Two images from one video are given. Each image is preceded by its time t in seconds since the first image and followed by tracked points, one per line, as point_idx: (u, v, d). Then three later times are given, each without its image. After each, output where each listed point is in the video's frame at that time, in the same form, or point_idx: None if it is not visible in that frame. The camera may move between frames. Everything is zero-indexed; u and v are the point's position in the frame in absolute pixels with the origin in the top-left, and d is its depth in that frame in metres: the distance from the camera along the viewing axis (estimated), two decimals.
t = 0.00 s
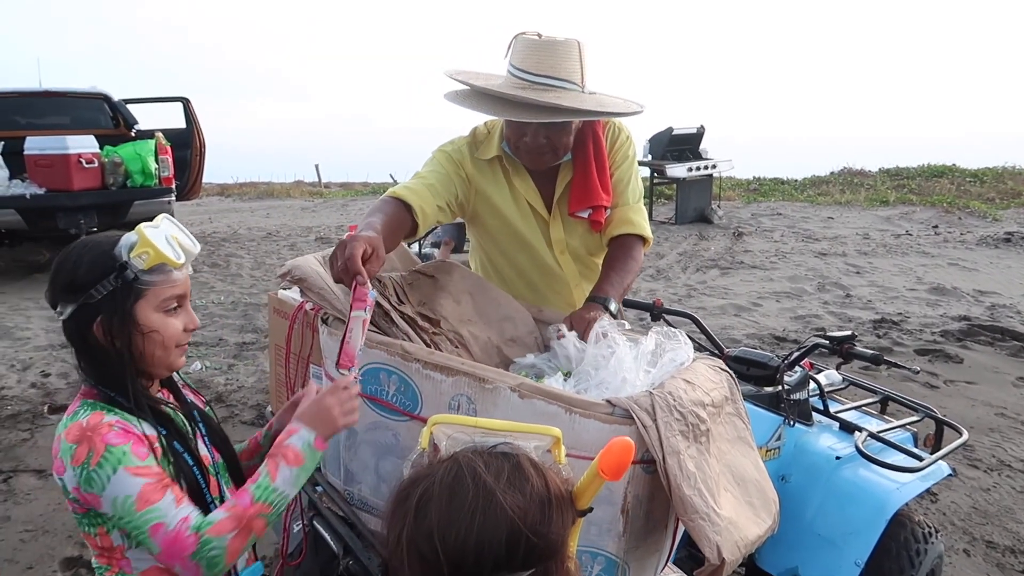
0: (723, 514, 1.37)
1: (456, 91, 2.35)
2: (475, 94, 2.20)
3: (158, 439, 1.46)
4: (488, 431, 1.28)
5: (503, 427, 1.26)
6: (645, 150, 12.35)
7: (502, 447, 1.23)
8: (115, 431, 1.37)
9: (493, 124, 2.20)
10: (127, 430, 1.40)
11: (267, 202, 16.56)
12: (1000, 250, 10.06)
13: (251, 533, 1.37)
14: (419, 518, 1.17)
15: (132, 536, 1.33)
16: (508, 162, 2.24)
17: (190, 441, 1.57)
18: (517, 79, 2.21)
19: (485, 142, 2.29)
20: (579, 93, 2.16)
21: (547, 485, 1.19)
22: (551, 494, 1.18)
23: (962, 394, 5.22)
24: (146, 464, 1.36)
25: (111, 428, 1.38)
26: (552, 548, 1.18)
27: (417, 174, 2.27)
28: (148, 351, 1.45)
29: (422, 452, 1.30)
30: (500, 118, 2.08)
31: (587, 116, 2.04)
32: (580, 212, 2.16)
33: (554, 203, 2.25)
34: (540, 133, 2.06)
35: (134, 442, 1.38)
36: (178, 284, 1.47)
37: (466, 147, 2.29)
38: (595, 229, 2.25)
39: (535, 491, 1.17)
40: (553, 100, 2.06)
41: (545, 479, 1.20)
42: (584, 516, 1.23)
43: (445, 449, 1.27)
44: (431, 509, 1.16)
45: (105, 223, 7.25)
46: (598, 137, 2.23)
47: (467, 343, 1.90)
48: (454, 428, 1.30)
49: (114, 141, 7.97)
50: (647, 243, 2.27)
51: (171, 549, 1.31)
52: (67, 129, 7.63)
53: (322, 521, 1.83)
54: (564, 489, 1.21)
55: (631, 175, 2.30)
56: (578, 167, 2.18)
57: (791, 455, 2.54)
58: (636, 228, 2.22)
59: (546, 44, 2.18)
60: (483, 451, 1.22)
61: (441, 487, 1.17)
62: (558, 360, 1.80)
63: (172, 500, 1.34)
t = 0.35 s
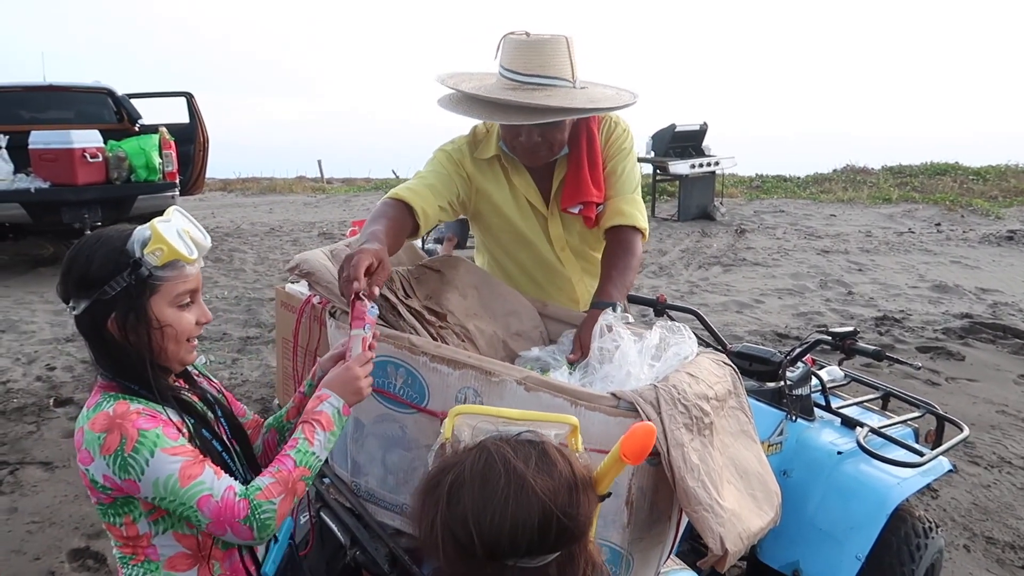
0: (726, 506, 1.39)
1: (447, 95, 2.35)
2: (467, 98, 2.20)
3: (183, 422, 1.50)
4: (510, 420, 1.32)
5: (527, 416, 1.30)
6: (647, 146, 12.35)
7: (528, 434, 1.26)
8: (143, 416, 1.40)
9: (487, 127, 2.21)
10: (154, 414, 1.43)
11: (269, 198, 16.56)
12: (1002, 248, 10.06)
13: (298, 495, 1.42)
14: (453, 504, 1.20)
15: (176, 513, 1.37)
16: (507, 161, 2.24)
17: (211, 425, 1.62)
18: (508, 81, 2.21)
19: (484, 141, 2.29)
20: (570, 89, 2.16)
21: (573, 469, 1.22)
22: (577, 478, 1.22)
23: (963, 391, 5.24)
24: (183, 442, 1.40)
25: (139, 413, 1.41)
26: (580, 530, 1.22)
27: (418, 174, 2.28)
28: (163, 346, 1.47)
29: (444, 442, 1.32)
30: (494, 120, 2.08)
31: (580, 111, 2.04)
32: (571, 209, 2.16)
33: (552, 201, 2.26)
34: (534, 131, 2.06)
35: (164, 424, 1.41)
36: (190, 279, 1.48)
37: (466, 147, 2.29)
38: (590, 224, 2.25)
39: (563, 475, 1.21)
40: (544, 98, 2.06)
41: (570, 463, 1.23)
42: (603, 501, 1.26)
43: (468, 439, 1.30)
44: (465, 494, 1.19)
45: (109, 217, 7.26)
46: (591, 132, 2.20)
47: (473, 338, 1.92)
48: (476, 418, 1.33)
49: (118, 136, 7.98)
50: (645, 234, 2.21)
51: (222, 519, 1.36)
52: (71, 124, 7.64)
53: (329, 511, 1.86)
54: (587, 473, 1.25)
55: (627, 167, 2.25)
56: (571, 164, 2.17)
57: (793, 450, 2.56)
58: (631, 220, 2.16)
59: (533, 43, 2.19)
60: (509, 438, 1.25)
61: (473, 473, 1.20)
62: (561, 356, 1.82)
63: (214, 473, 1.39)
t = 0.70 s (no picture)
0: (735, 517, 1.40)
1: (452, 101, 2.39)
2: (466, 108, 2.24)
3: (113, 463, 1.48)
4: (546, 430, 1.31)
5: (567, 428, 1.29)
6: (655, 157, 12.37)
7: (565, 445, 1.27)
8: (58, 455, 1.40)
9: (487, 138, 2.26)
10: (75, 453, 1.42)
11: (278, 207, 16.65)
12: (1011, 260, 10.03)
13: None
14: (487, 511, 1.22)
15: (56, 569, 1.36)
16: (508, 170, 2.28)
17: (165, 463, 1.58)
18: (510, 91, 2.25)
19: (487, 150, 2.33)
20: (570, 106, 2.18)
21: (607, 484, 1.23)
22: (611, 493, 1.23)
23: (972, 404, 5.22)
24: (85, 495, 1.39)
25: (57, 450, 1.41)
26: (610, 543, 1.23)
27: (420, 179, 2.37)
28: (116, 378, 1.46)
29: (481, 448, 1.33)
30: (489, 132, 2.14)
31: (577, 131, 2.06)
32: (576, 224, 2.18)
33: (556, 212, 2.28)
34: (530, 145, 2.10)
35: (76, 470, 1.40)
36: (162, 317, 1.45)
37: (469, 155, 2.34)
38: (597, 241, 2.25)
39: (597, 490, 1.21)
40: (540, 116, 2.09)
41: (605, 478, 1.24)
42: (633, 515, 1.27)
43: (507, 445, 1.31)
44: (498, 503, 1.21)
45: (120, 227, 7.32)
46: (600, 151, 2.23)
47: (483, 348, 1.93)
48: (511, 427, 1.33)
49: (129, 146, 8.05)
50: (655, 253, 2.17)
51: None
52: (83, 134, 7.72)
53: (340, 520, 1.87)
54: (620, 487, 1.25)
55: (641, 186, 2.23)
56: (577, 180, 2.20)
57: (801, 462, 2.56)
58: (639, 237, 2.13)
59: (539, 57, 2.20)
60: (545, 448, 1.26)
61: (507, 484, 1.21)
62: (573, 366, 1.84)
63: (99, 538, 1.36)
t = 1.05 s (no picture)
0: (763, 551, 1.38)
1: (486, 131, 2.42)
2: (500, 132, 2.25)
3: (26, 505, 1.48)
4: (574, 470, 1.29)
5: (593, 468, 1.27)
6: (681, 177, 12.35)
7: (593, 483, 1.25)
8: None
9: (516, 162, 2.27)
10: None
11: (306, 227, 16.88)
12: None
13: None
14: (518, 550, 1.19)
15: None
16: (534, 191, 2.29)
17: (88, 517, 1.52)
18: (541, 115, 2.24)
19: (514, 170, 2.34)
20: (606, 118, 2.20)
21: (639, 522, 1.21)
22: (643, 531, 1.21)
23: (1009, 429, 5.10)
24: None
25: None
26: None
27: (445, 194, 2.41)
28: (53, 423, 1.47)
29: (509, 491, 1.31)
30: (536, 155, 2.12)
31: (629, 139, 2.09)
32: (604, 247, 2.18)
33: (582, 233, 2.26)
34: (577, 161, 2.12)
35: None
36: (99, 369, 1.44)
37: (496, 174, 2.36)
38: (626, 263, 2.24)
39: (628, 527, 1.20)
40: (588, 129, 2.10)
41: (636, 516, 1.22)
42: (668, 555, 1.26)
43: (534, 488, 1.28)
44: (530, 540, 1.18)
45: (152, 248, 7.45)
46: (628, 160, 2.22)
47: (509, 375, 1.93)
48: (538, 469, 1.31)
49: (162, 168, 8.22)
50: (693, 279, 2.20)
51: None
52: (118, 157, 7.89)
53: (364, 546, 1.88)
54: (652, 526, 1.24)
55: (672, 212, 2.23)
56: (606, 203, 2.19)
57: (831, 491, 2.52)
58: (681, 263, 2.16)
59: (566, 75, 2.22)
60: (573, 487, 1.24)
61: (537, 522, 1.19)
62: (596, 389, 1.82)
63: None
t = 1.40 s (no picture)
0: None
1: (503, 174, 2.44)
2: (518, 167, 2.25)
3: None
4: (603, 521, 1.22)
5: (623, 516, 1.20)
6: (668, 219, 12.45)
7: (624, 530, 1.18)
8: None
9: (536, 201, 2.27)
10: None
11: (293, 274, 16.81)
12: None
13: None
14: None
15: None
16: (554, 231, 2.28)
17: None
18: (559, 151, 2.25)
19: (531, 211, 2.34)
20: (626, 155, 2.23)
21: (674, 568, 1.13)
22: None
23: (1009, 465, 5.07)
24: None
25: None
26: None
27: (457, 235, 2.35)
28: (63, 483, 1.41)
29: (538, 547, 1.22)
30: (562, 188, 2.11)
31: (655, 173, 2.13)
32: (628, 284, 2.20)
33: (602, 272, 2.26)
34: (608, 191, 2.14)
35: None
36: (90, 422, 1.38)
37: (512, 215, 2.34)
38: (646, 301, 2.25)
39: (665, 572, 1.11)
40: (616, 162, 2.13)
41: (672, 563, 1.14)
42: None
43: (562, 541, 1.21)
44: None
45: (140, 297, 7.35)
46: (640, 198, 2.26)
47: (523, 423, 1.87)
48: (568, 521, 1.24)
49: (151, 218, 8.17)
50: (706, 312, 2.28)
51: None
52: (106, 207, 7.84)
53: None
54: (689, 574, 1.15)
55: (685, 251, 2.32)
56: (628, 241, 2.22)
57: (848, 533, 2.46)
58: (700, 298, 2.24)
59: (583, 114, 2.25)
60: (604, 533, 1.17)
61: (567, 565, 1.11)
62: (614, 434, 1.77)
63: None
